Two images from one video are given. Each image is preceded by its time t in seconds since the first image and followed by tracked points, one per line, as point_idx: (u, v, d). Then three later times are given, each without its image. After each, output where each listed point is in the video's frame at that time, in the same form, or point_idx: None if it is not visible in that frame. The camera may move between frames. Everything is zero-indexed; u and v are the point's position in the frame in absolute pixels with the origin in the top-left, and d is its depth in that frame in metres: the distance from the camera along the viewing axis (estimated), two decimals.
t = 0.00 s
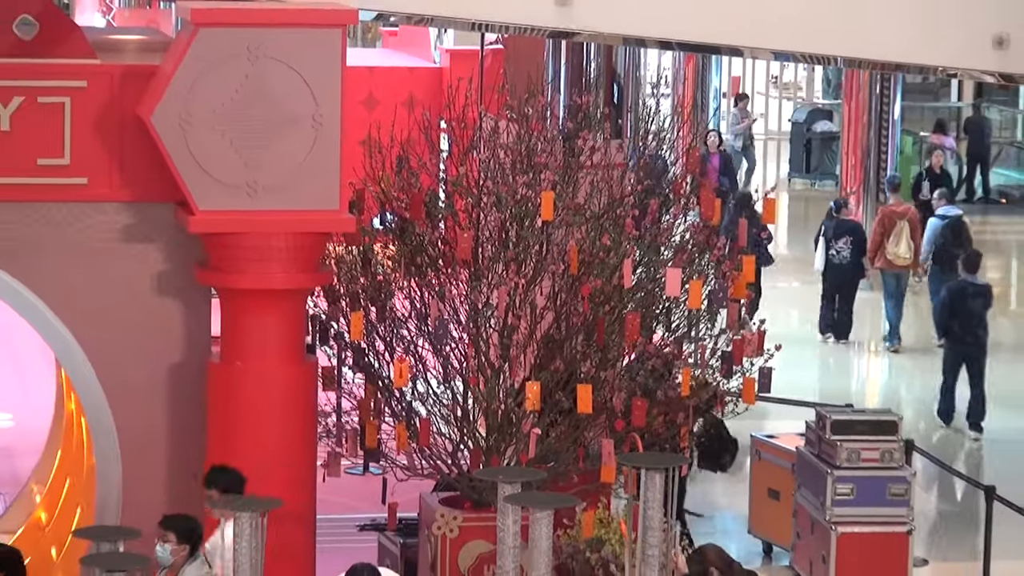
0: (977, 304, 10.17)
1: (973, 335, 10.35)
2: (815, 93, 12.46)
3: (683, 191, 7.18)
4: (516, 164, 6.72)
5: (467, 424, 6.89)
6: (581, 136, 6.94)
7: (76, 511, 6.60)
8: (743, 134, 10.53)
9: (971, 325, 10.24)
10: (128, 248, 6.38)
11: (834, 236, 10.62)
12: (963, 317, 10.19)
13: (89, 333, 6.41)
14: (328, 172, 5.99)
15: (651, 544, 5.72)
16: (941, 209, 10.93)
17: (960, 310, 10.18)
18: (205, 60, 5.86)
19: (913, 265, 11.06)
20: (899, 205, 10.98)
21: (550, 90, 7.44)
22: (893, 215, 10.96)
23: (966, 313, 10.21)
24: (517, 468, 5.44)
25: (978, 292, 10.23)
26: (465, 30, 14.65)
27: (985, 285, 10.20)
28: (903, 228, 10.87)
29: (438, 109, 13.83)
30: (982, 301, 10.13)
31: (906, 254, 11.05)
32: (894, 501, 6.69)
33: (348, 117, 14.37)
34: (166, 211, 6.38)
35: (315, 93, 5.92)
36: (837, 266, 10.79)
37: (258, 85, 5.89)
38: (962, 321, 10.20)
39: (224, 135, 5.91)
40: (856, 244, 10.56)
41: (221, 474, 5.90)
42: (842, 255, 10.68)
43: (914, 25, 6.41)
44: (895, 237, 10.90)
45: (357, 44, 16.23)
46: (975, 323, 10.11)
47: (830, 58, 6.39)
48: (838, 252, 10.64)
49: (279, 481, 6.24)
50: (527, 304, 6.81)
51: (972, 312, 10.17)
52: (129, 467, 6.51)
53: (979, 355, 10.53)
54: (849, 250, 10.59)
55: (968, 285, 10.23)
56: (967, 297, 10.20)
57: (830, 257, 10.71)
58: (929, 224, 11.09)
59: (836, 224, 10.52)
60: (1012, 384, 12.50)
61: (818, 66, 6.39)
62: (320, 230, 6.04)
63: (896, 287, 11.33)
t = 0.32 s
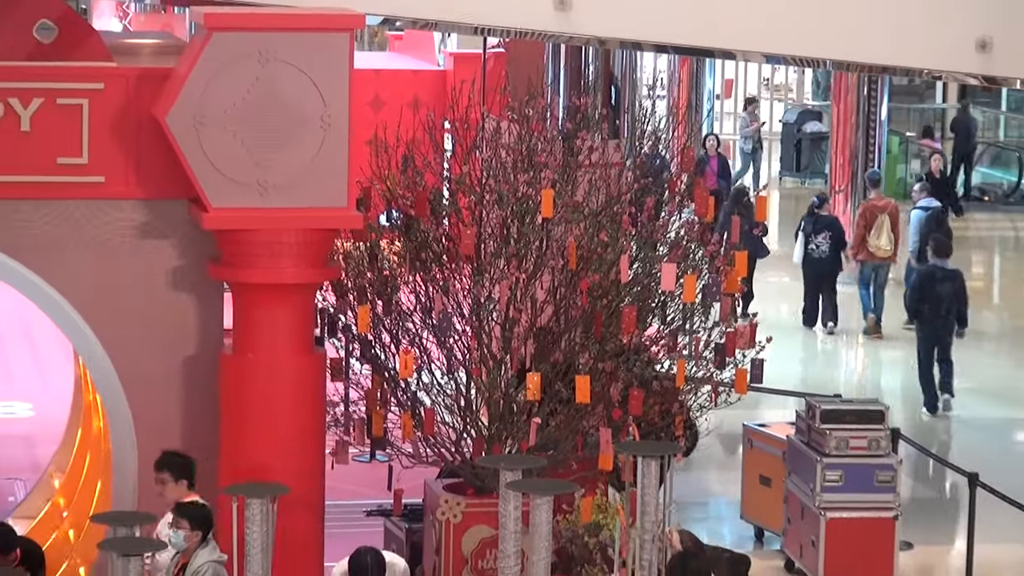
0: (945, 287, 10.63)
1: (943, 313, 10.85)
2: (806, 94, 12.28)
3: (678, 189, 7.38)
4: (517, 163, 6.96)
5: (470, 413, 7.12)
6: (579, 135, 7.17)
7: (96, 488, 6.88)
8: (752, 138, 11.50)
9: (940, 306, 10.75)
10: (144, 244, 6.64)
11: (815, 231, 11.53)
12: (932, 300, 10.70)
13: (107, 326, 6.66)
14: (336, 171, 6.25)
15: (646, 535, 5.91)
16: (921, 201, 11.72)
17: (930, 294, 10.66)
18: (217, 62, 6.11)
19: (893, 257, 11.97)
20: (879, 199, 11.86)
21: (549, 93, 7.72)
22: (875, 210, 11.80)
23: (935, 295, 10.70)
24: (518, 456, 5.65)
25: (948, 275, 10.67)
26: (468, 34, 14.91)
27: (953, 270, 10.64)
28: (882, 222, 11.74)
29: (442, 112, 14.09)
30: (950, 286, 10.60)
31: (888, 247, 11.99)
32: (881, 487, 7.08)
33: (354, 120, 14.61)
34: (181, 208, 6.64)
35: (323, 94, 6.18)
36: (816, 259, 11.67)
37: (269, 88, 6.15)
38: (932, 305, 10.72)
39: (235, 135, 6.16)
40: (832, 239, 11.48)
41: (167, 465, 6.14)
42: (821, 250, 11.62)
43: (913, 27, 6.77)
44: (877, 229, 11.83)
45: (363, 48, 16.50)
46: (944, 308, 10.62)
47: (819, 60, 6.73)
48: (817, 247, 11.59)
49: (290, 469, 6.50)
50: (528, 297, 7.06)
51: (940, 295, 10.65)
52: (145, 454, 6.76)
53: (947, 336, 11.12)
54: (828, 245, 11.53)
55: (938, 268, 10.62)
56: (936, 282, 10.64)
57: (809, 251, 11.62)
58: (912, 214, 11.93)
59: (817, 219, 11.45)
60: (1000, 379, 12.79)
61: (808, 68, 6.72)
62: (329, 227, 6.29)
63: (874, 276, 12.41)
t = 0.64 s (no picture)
0: (920, 281, 10.69)
1: (919, 306, 10.97)
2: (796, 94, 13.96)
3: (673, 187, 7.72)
4: (518, 163, 7.22)
5: (472, 403, 7.40)
6: (578, 136, 7.44)
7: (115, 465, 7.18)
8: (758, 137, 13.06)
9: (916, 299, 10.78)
10: (159, 240, 6.90)
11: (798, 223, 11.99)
12: (909, 294, 10.75)
13: (123, 317, 6.92)
14: (344, 170, 6.51)
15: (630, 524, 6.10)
16: (896, 198, 12.14)
17: (906, 287, 10.72)
18: (229, 66, 6.37)
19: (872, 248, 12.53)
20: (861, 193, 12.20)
21: (547, 94, 7.99)
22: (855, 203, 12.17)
23: (911, 290, 10.76)
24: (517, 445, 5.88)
25: (923, 269, 10.76)
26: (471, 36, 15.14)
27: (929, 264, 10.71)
28: (864, 215, 12.19)
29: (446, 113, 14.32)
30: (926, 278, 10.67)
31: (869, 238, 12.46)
32: (869, 474, 7.33)
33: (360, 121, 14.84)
34: (194, 206, 6.89)
35: (332, 97, 6.43)
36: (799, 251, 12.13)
37: (279, 91, 6.41)
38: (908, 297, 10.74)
39: (247, 136, 6.43)
40: (814, 231, 11.93)
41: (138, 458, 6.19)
42: (803, 241, 12.07)
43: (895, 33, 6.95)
44: (857, 223, 12.30)
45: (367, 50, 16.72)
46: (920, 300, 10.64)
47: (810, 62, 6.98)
48: (799, 238, 12.06)
49: (299, 456, 6.77)
50: (529, 291, 7.29)
51: (917, 288, 10.71)
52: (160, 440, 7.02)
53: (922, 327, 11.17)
54: (809, 236, 11.96)
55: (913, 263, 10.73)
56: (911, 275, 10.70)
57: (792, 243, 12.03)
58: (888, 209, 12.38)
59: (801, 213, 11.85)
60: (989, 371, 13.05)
61: (796, 71, 6.21)
62: (336, 223, 6.54)
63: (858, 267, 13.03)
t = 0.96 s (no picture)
0: (898, 269, 11.51)
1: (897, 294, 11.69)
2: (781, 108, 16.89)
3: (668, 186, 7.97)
4: (518, 162, 7.51)
5: (476, 393, 7.66)
6: (577, 137, 7.72)
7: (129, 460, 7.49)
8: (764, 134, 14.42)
9: (893, 286, 11.59)
10: (174, 237, 7.16)
11: (784, 219, 13.41)
12: (887, 280, 11.56)
13: (138, 311, 7.18)
14: (352, 169, 6.77)
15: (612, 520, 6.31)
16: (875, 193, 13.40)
17: (884, 274, 11.54)
18: (240, 69, 6.62)
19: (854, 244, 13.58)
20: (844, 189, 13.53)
21: (547, 98, 8.28)
22: (838, 200, 13.49)
23: (889, 276, 11.56)
24: (518, 435, 6.13)
25: (900, 258, 11.58)
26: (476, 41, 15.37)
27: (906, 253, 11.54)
28: (846, 211, 13.46)
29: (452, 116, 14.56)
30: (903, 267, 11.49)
31: (850, 234, 13.61)
32: (857, 464, 7.59)
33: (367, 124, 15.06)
34: (207, 204, 7.15)
35: (339, 99, 6.69)
36: (785, 246, 13.59)
37: (288, 92, 6.66)
38: (887, 284, 11.57)
39: (258, 137, 6.68)
40: (800, 227, 13.37)
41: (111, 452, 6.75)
42: (790, 237, 13.49)
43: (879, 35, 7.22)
44: (838, 218, 13.49)
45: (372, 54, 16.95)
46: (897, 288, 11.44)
47: (801, 66, 7.24)
48: (786, 233, 13.49)
49: (308, 445, 7.03)
50: (530, 286, 7.50)
51: (894, 276, 11.53)
52: (174, 429, 7.28)
53: (901, 313, 11.87)
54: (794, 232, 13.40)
55: (891, 252, 11.54)
56: (891, 264, 11.52)
57: (779, 237, 13.50)
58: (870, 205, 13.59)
59: (786, 209, 13.36)
60: (982, 361, 13.32)
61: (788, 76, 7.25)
62: (343, 221, 6.81)
63: (840, 260, 14.12)
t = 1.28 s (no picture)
0: (871, 261, 12.07)
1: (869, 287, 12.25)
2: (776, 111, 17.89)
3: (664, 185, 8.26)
4: (519, 163, 7.78)
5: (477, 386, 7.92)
6: (576, 138, 7.96)
7: (143, 453, 7.83)
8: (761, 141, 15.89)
9: (866, 277, 12.13)
10: (187, 234, 7.43)
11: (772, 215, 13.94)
12: (860, 271, 12.10)
13: (152, 306, 7.46)
14: (359, 169, 7.04)
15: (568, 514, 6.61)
16: (861, 190, 13.65)
17: (858, 265, 12.09)
18: (251, 72, 6.89)
19: (841, 240, 13.87)
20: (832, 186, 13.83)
21: (546, 99, 8.56)
22: (827, 197, 13.80)
23: (863, 268, 12.11)
24: (520, 427, 6.38)
25: (873, 250, 12.14)
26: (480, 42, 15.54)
27: (877, 246, 12.15)
28: (834, 207, 13.80)
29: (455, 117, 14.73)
30: (875, 259, 12.07)
31: (837, 230, 13.90)
32: (846, 453, 7.86)
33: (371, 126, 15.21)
34: (219, 203, 7.43)
35: (347, 101, 6.96)
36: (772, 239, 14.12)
37: (298, 95, 6.93)
38: (859, 275, 12.11)
39: (268, 138, 6.95)
40: (785, 222, 13.83)
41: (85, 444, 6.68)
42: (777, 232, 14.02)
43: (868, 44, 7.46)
44: (827, 215, 13.81)
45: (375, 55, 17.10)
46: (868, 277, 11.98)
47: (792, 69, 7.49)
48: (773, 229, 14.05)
49: (316, 435, 7.31)
50: (530, 283, 7.78)
51: (868, 266, 12.09)
52: (187, 419, 7.56)
53: (872, 304, 12.40)
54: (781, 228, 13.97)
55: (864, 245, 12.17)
56: (863, 256, 12.10)
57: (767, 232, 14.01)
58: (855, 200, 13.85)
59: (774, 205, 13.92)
60: (973, 355, 13.59)
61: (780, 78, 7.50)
62: (350, 220, 7.08)
63: (830, 255, 14.46)
